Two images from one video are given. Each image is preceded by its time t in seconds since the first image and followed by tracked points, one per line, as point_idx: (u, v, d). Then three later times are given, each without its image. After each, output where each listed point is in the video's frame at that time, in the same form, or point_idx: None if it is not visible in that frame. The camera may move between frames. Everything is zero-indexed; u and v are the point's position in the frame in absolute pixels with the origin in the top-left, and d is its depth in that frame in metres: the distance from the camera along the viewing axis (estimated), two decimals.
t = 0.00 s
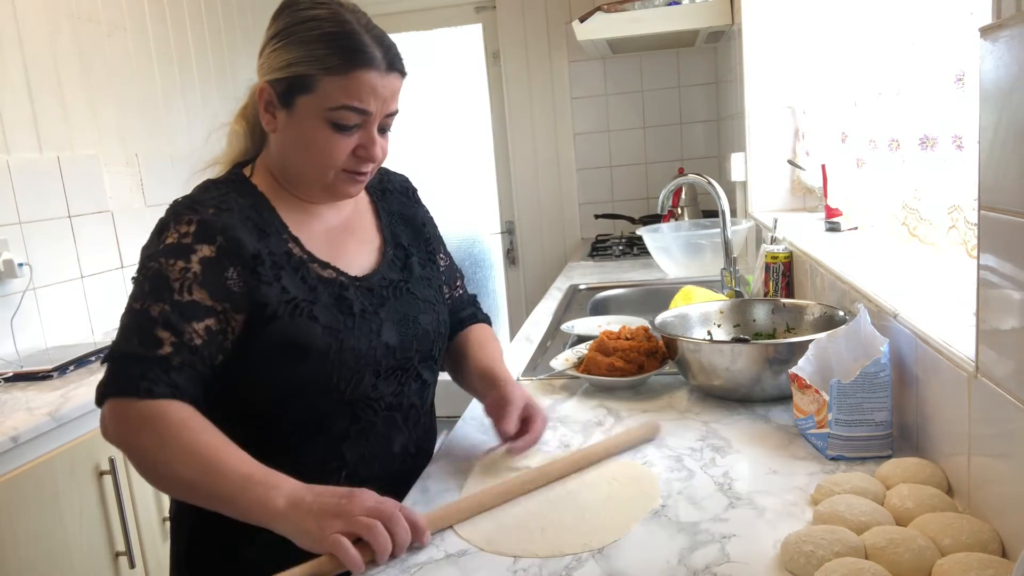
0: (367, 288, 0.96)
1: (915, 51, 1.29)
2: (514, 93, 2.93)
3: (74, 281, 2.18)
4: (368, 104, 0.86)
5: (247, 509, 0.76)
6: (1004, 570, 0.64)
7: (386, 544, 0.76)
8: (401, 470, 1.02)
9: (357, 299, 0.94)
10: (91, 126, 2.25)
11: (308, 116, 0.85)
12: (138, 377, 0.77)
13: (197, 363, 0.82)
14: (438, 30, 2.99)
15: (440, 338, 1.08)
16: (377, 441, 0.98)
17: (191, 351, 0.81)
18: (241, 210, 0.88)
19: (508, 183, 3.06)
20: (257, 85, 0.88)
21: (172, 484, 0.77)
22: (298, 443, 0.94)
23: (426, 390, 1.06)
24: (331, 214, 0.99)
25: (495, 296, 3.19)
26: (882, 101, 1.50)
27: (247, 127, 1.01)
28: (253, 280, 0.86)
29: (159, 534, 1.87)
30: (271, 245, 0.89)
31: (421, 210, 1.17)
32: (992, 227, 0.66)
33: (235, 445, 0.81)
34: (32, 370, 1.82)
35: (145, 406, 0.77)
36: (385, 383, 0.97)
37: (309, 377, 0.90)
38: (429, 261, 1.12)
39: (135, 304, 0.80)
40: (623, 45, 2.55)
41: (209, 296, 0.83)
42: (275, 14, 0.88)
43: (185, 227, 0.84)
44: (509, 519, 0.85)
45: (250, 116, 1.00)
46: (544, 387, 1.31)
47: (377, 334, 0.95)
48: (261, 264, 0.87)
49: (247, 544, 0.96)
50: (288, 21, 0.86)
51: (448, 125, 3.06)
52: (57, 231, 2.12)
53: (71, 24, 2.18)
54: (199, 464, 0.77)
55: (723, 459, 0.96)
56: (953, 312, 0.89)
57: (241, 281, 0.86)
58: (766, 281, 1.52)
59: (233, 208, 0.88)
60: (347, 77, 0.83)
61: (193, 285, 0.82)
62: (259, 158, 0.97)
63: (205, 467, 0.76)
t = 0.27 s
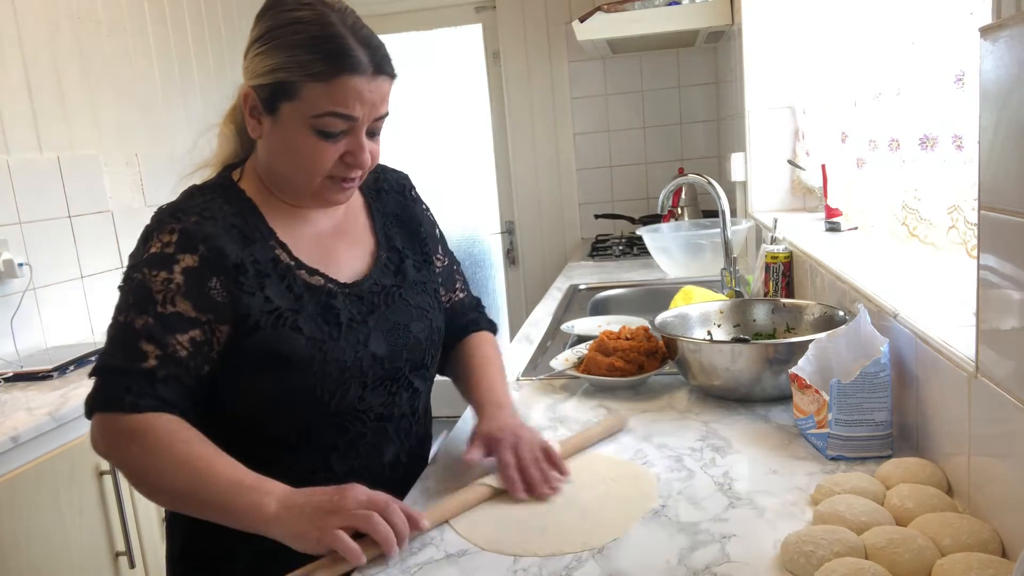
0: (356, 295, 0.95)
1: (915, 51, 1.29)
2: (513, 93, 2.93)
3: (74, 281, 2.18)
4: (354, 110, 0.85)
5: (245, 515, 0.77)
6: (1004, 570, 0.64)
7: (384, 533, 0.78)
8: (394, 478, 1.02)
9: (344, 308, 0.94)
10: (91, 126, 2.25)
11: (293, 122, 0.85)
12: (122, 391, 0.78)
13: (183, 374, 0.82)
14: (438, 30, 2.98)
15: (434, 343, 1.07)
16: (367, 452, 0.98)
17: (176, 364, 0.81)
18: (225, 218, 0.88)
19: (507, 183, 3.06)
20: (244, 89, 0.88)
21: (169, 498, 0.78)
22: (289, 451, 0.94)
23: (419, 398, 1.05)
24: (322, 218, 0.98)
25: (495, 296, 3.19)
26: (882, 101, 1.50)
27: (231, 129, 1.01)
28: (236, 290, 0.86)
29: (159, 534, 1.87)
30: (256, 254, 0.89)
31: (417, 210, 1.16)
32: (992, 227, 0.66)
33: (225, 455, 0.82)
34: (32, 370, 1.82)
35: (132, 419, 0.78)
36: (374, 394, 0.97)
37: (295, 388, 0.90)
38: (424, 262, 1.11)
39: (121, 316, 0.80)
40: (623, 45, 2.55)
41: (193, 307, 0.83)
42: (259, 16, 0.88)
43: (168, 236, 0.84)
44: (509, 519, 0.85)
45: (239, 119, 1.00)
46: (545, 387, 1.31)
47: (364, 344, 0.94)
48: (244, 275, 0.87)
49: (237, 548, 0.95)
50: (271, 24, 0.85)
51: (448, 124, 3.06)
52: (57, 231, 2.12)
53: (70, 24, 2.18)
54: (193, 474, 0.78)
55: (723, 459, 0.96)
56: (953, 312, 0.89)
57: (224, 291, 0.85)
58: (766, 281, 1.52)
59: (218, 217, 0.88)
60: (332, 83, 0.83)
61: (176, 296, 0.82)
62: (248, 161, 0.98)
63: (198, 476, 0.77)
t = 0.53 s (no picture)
0: (354, 298, 0.95)
1: (915, 51, 1.29)
2: (513, 93, 2.93)
3: (74, 281, 2.18)
4: (354, 115, 0.85)
5: (228, 510, 0.79)
6: (1004, 570, 0.64)
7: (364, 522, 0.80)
8: (392, 482, 1.02)
9: (342, 311, 0.93)
10: (91, 126, 2.25)
11: (292, 127, 0.85)
12: (103, 394, 0.79)
13: (166, 380, 0.82)
14: (438, 30, 2.98)
15: (432, 347, 1.07)
16: (365, 455, 0.98)
17: (158, 369, 0.81)
18: (221, 222, 0.88)
19: (507, 182, 3.06)
20: (242, 92, 0.88)
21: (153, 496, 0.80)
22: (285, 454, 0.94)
23: (416, 401, 1.05)
24: (320, 221, 0.98)
25: (495, 297, 3.19)
26: (882, 101, 1.50)
27: (226, 130, 1.01)
28: (229, 296, 0.85)
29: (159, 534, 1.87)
30: (251, 258, 0.88)
31: (415, 213, 1.16)
32: (992, 227, 0.66)
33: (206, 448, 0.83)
34: (32, 370, 1.82)
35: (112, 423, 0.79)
36: (372, 398, 0.97)
37: (290, 394, 0.90)
38: (422, 265, 1.11)
39: (108, 319, 0.80)
40: (623, 45, 2.55)
41: (181, 314, 0.82)
42: (260, 19, 0.87)
43: (161, 240, 0.83)
44: (509, 519, 0.85)
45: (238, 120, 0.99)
46: (544, 387, 1.31)
47: (362, 348, 0.94)
48: (238, 281, 0.86)
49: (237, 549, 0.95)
50: (271, 28, 0.85)
51: (448, 125, 3.06)
52: (57, 231, 2.12)
53: (70, 24, 2.18)
54: (176, 472, 0.79)
55: (723, 459, 0.96)
56: (953, 313, 0.89)
57: (216, 297, 0.85)
58: (766, 281, 1.52)
59: (213, 221, 0.87)
60: (332, 89, 0.83)
61: (163, 302, 0.81)
62: (245, 163, 0.97)
63: (181, 474, 0.79)
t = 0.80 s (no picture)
0: (359, 297, 0.96)
1: (915, 51, 1.29)
2: (513, 93, 2.93)
3: (74, 281, 2.18)
4: (360, 115, 0.85)
5: (241, 510, 0.80)
6: (1004, 570, 0.64)
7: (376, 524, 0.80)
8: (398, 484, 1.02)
9: (348, 311, 0.94)
10: (91, 126, 2.25)
11: (298, 127, 0.85)
12: (113, 397, 0.79)
13: (176, 381, 0.83)
14: (438, 30, 2.98)
15: (437, 347, 1.07)
16: (370, 457, 0.98)
17: (168, 370, 0.82)
18: (227, 222, 0.88)
19: (507, 182, 3.06)
20: (249, 92, 0.88)
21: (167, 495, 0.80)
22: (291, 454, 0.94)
23: (420, 402, 1.05)
24: (326, 220, 0.99)
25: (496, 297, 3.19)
26: (882, 101, 1.50)
27: (234, 130, 1.01)
28: (236, 295, 0.86)
29: (159, 534, 1.87)
30: (257, 257, 0.89)
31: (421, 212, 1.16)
32: (992, 227, 0.66)
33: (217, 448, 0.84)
34: (32, 370, 1.82)
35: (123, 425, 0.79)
36: (376, 399, 0.97)
37: (296, 394, 0.90)
38: (427, 264, 1.11)
39: (115, 321, 0.80)
40: (623, 45, 2.55)
41: (189, 315, 0.82)
42: (266, 18, 0.88)
43: (168, 240, 0.83)
44: (508, 519, 0.86)
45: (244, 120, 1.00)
46: (544, 387, 1.31)
47: (367, 348, 0.94)
48: (245, 280, 0.87)
49: (238, 552, 0.94)
50: (277, 27, 0.85)
51: (448, 125, 3.06)
52: (57, 231, 2.12)
53: (70, 24, 2.18)
54: (189, 472, 0.80)
55: (723, 459, 0.96)
56: (953, 313, 0.89)
57: (222, 297, 0.85)
58: (766, 281, 1.52)
59: (219, 221, 0.87)
60: (338, 89, 0.83)
61: (171, 303, 0.82)
62: (251, 161, 0.97)
63: (195, 475, 0.80)
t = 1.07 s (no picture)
0: (366, 298, 0.95)
1: (915, 50, 1.29)
2: (513, 93, 2.93)
3: (74, 281, 2.18)
4: (363, 107, 0.85)
5: (296, 517, 0.76)
6: (1004, 570, 0.64)
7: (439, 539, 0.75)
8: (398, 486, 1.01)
9: (355, 311, 0.93)
10: (91, 126, 2.25)
11: (303, 122, 0.85)
12: (168, 397, 0.78)
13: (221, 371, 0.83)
14: (438, 30, 2.99)
15: (444, 349, 1.06)
16: (370, 459, 0.97)
17: (216, 361, 0.83)
18: (240, 215, 0.88)
19: (507, 182, 3.06)
20: (255, 90, 0.88)
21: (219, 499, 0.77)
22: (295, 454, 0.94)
23: (425, 405, 1.04)
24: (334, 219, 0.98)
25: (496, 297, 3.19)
26: (882, 101, 1.50)
27: (246, 132, 1.01)
28: (255, 284, 0.86)
29: (160, 534, 1.88)
30: (270, 251, 0.89)
31: (433, 211, 1.15)
32: (992, 227, 0.66)
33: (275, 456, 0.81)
34: (32, 370, 1.82)
35: (180, 426, 0.78)
36: (379, 401, 0.96)
37: (305, 390, 0.90)
38: (437, 266, 1.10)
39: (149, 324, 0.80)
40: (623, 45, 2.55)
41: (221, 303, 0.83)
42: (269, 17, 0.88)
43: (186, 233, 0.84)
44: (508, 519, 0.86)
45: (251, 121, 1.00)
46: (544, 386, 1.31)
47: (372, 350, 0.94)
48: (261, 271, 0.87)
49: (237, 553, 0.94)
50: (279, 24, 0.85)
51: (448, 125, 3.06)
52: (57, 231, 2.12)
53: (70, 24, 2.18)
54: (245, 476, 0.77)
55: (723, 459, 0.96)
56: (953, 313, 0.89)
57: (247, 284, 0.86)
58: (766, 281, 1.52)
59: (233, 214, 0.88)
60: (340, 82, 0.83)
61: (202, 294, 0.82)
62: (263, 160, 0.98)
63: (248, 478, 0.76)
